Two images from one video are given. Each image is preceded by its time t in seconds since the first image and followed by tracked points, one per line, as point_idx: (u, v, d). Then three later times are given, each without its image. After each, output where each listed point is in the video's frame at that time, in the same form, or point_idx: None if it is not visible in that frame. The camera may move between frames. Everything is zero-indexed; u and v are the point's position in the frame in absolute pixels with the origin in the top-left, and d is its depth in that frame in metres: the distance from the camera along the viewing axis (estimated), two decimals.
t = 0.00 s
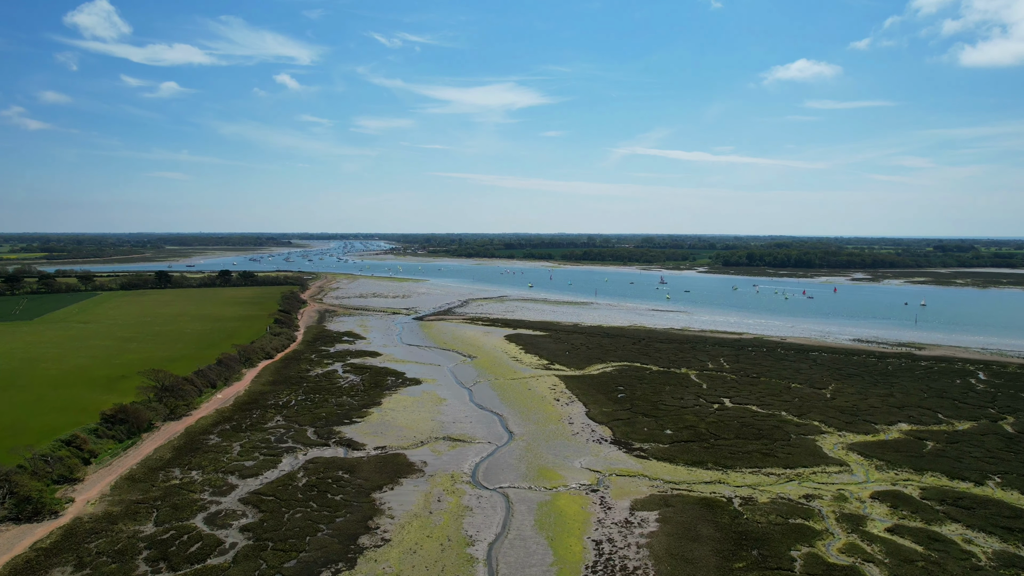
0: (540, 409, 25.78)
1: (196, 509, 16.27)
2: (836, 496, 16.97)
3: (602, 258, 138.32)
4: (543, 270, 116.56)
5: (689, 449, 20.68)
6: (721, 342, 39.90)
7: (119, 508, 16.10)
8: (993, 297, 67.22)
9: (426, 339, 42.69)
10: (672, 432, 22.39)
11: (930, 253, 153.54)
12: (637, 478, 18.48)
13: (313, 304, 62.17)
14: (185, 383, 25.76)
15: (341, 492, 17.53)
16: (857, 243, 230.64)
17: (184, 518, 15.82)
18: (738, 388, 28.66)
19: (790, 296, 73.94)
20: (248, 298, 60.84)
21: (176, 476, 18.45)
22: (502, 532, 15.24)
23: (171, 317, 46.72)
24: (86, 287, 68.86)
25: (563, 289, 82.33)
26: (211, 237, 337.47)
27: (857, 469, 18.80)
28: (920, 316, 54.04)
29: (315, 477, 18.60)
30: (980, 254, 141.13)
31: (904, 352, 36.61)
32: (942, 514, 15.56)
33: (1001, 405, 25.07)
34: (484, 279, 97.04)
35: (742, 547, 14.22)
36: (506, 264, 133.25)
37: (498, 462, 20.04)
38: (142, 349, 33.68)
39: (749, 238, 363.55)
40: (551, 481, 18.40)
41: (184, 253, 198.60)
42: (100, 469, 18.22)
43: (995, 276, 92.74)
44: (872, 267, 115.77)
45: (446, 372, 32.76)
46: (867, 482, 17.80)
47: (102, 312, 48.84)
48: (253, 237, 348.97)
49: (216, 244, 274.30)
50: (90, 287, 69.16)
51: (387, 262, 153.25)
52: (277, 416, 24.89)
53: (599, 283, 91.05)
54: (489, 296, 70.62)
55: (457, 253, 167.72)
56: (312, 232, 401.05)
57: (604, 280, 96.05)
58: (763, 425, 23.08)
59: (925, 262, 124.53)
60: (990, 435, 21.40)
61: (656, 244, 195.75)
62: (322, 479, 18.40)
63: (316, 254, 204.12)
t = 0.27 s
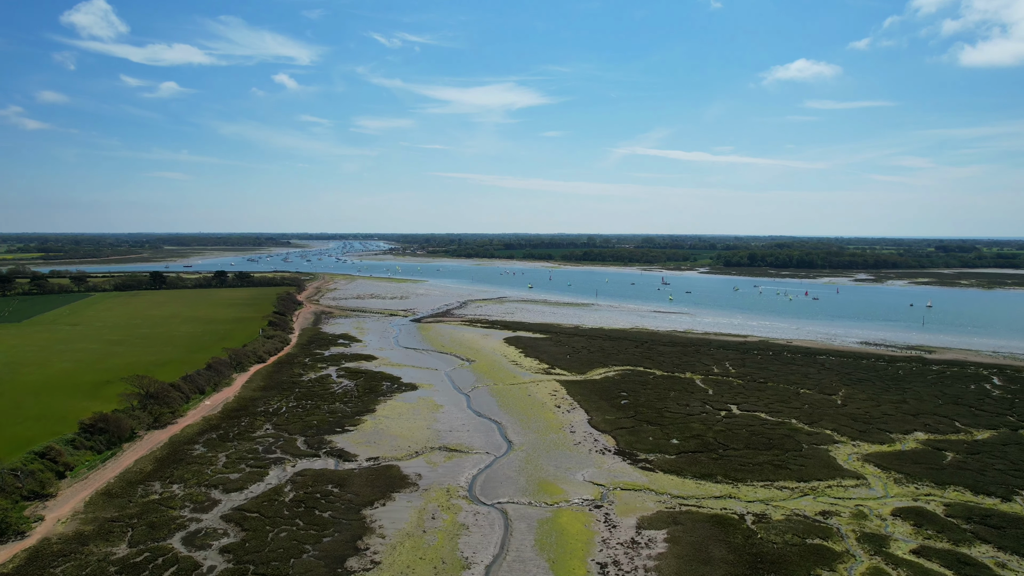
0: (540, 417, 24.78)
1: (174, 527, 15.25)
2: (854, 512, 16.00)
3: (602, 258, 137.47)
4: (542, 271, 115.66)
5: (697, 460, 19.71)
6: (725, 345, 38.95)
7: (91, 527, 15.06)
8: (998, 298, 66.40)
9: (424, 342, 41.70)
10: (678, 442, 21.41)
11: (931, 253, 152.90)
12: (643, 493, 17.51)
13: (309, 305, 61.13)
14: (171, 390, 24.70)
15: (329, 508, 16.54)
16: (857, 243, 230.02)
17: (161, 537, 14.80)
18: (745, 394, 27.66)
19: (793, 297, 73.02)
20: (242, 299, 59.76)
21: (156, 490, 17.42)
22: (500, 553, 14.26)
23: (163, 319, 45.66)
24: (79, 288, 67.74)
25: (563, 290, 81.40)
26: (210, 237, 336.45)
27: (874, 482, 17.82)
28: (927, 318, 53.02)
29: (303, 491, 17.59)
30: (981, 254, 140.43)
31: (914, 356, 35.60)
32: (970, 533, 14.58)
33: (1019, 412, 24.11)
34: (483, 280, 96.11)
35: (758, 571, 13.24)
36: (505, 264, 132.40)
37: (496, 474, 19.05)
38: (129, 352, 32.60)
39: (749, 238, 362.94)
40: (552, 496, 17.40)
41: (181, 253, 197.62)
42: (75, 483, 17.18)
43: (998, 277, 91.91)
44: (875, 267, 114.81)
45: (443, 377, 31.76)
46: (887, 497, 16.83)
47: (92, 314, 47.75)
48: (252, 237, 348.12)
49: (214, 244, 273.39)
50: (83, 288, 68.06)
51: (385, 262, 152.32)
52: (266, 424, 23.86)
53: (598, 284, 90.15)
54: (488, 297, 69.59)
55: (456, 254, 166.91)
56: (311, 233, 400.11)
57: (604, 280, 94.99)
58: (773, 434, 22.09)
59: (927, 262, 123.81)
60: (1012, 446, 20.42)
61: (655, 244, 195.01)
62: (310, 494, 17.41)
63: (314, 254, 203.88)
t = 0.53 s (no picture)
0: (541, 425, 23.75)
1: (149, 548, 14.23)
2: (875, 531, 15.00)
3: (602, 258, 136.57)
4: (542, 271, 114.70)
5: (706, 473, 18.70)
6: (730, 349, 37.93)
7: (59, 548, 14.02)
8: (1005, 299, 65.44)
9: (421, 345, 40.67)
10: (685, 453, 20.42)
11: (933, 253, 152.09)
12: (650, 509, 16.51)
13: (305, 307, 60.12)
14: (155, 396, 23.65)
15: (317, 526, 15.53)
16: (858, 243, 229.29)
17: (134, 560, 13.77)
18: (753, 401, 26.65)
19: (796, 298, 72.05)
20: (237, 301, 58.69)
21: (133, 506, 16.39)
22: None
23: (155, 321, 44.69)
24: (72, 289, 66.73)
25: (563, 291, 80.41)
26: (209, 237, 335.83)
27: (894, 498, 16.83)
28: (934, 320, 52.07)
29: (289, 508, 16.57)
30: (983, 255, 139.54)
31: (925, 359, 34.62)
32: (1002, 557, 13.58)
33: None
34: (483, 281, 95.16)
35: None
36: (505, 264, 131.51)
37: (494, 488, 18.03)
38: (116, 356, 31.55)
39: (749, 238, 362.25)
40: (553, 513, 16.38)
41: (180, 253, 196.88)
42: (46, 499, 16.15)
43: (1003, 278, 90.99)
44: (877, 267, 113.93)
45: (440, 382, 30.72)
46: (909, 515, 15.82)
47: (82, 316, 46.70)
48: (251, 237, 347.24)
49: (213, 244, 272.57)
50: (76, 289, 67.03)
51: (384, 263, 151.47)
52: (255, 434, 22.81)
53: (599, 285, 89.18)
54: (487, 299, 68.62)
55: (455, 254, 166.04)
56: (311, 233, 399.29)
57: (605, 281, 94.09)
58: (785, 445, 21.08)
59: (929, 263, 122.89)
60: None
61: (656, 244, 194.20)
62: (297, 511, 16.39)
63: (312, 254, 204.71)
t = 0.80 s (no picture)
0: (541, 434, 22.76)
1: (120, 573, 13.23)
2: (899, 553, 14.01)
3: (602, 259, 135.67)
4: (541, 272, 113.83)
5: (715, 487, 17.72)
6: (736, 352, 36.95)
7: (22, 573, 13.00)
8: (1011, 300, 64.47)
9: (418, 348, 39.67)
10: (693, 465, 19.44)
11: (935, 254, 151.25)
12: (657, 527, 15.53)
13: (301, 309, 59.11)
14: (138, 404, 22.62)
15: (302, 547, 14.53)
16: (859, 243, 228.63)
17: None
18: (761, 408, 25.67)
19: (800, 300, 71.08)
20: (232, 303, 57.66)
21: (107, 525, 15.38)
22: None
23: (146, 323, 43.67)
24: (65, 290, 65.69)
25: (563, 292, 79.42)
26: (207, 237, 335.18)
27: (916, 514, 15.85)
28: (941, 322, 51.07)
29: (273, 526, 15.56)
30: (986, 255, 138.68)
31: (936, 364, 33.61)
32: None
33: None
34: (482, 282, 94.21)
35: None
36: (504, 265, 130.62)
37: (491, 504, 17.04)
38: (102, 361, 30.52)
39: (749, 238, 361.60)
40: (554, 531, 15.40)
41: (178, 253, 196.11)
42: (15, 518, 15.14)
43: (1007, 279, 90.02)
44: (880, 268, 112.94)
45: (437, 388, 29.71)
46: (934, 534, 14.84)
47: (72, 318, 45.68)
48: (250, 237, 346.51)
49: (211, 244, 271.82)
50: (69, 290, 65.99)
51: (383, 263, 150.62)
52: (242, 444, 21.79)
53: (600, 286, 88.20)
54: (486, 300, 67.62)
55: (454, 254, 165.23)
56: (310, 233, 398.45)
57: (605, 282, 93.10)
58: (797, 455, 20.10)
59: (932, 263, 121.93)
60: None
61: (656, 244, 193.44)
62: (282, 529, 15.39)
63: (310, 254, 204.91)
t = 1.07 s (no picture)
0: (542, 444, 21.78)
1: None
2: None
3: (603, 259, 134.75)
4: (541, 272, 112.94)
5: (725, 503, 16.75)
6: (741, 356, 35.94)
7: None
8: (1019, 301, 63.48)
9: (415, 352, 38.67)
10: (701, 479, 18.46)
11: (937, 254, 150.31)
12: (665, 548, 14.54)
13: (297, 311, 58.11)
14: (120, 412, 21.58)
15: (285, 571, 13.54)
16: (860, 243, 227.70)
17: None
18: (770, 415, 24.71)
19: (804, 301, 70.10)
20: (227, 304, 56.64)
21: (78, 545, 14.38)
22: None
23: (137, 326, 42.64)
24: (58, 292, 64.71)
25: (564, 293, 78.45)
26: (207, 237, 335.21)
27: (942, 533, 14.85)
28: (949, 324, 50.07)
29: (256, 547, 14.57)
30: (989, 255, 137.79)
31: (948, 368, 32.59)
32: None
33: None
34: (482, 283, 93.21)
35: None
36: (504, 265, 129.59)
37: (489, 522, 16.05)
38: (87, 365, 29.46)
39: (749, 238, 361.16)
40: (555, 552, 14.42)
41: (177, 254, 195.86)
42: None
43: (1012, 280, 89.06)
44: (883, 268, 111.93)
45: (434, 394, 28.70)
46: (964, 556, 13.81)
47: (62, 320, 44.66)
48: (250, 236, 346.94)
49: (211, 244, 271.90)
50: (62, 292, 65.02)
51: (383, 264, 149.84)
52: (228, 454, 20.76)
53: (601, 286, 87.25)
54: (485, 301, 66.64)
55: (454, 254, 164.25)
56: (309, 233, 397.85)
57: (606, 283, 92.15)
58: (810, 468, 19.12)
59: (935, 263, 120.95)
60: None
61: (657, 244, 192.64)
62: (264, 551, 14.39)
63: (310, 254, 205.51)
